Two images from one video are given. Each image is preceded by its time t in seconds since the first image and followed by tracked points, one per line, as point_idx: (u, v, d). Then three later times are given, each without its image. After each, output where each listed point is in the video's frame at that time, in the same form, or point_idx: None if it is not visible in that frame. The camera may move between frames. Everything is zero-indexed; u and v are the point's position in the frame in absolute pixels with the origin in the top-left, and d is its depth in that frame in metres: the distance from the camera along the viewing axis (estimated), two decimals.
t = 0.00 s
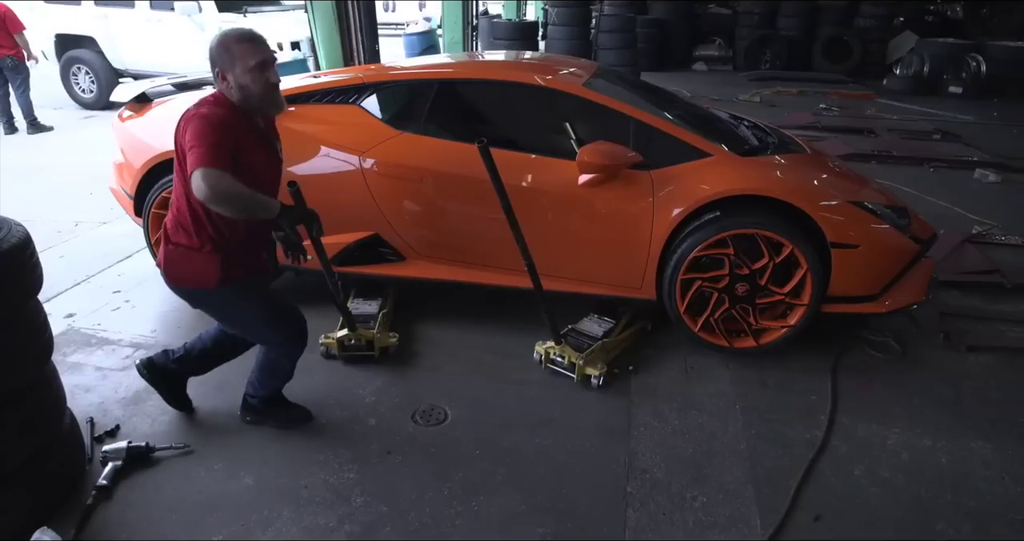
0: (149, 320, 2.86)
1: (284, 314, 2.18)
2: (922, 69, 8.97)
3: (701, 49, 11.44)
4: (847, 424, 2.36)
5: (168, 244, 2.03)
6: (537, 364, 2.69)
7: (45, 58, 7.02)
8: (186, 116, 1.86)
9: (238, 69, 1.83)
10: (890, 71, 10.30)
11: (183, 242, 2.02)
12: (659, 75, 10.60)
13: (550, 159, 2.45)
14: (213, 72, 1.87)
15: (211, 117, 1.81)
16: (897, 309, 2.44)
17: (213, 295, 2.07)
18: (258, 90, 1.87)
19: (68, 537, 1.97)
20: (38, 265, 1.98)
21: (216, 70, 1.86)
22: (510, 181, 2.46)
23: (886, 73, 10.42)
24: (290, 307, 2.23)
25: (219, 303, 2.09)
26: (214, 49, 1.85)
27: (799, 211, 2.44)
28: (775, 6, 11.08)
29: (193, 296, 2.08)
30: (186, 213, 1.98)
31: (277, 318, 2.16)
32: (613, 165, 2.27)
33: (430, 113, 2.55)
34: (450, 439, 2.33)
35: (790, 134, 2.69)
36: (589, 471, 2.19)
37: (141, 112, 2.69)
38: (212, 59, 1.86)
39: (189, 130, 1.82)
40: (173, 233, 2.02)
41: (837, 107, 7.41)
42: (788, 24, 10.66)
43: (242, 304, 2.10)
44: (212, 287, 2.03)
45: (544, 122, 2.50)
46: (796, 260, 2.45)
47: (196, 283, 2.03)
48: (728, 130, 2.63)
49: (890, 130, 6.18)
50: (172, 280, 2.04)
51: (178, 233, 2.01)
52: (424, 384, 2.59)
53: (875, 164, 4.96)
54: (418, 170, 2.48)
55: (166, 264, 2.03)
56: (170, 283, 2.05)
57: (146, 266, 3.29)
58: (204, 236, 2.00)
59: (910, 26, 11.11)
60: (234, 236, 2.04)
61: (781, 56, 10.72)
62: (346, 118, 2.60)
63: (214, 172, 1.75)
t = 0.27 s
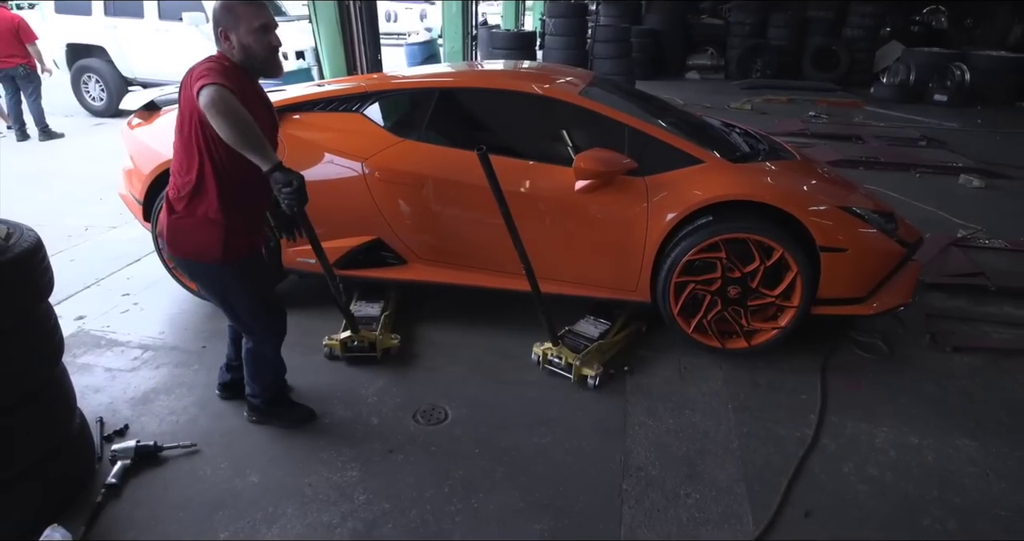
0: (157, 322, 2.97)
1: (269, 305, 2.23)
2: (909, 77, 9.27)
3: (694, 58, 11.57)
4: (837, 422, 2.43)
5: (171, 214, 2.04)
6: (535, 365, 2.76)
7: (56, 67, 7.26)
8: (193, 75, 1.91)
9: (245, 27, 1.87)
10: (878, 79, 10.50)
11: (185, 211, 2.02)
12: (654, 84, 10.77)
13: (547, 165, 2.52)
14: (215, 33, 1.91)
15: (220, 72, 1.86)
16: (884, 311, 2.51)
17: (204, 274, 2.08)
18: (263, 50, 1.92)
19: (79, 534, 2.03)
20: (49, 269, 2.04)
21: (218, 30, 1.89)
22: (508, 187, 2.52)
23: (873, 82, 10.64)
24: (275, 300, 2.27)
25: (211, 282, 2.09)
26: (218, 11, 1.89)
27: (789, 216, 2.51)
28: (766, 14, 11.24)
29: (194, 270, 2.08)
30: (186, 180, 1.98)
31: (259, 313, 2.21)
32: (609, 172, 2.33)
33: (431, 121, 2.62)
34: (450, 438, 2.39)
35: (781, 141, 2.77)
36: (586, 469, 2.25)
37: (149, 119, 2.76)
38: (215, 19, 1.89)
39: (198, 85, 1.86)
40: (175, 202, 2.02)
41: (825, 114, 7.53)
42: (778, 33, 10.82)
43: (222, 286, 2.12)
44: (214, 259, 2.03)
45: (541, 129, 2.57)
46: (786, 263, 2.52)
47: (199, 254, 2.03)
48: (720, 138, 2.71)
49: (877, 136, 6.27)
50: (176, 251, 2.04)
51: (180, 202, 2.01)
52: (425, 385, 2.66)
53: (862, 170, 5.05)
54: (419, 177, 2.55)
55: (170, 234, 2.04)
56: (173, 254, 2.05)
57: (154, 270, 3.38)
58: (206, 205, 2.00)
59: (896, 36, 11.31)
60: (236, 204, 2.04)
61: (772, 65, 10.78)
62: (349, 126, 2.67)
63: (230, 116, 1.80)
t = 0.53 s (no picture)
0: (163, 326, 3.04)
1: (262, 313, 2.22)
2: (893, 87, 9.43)
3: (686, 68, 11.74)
4: (824, 422, 2.50)
5: (172, 213, 2.07)
6: (531, 367, 2.84)
7: (67, 77, 7.49)
8: (194, 77, 1.95)
9: (243, 29, 1.91)
10: (862, 89, 10.74)
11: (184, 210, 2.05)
12: (647, 94, 10.93)
13: (543, 173, 2.59)
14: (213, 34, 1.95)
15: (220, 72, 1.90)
16: (870, 315, 2.59)
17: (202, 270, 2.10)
18: (261, 51, 1.96)
19: (87, 533, 2.09)
20: (58, 274, 2.10)
21: (216, 32, 1.93)
22: (505, 194, 2.59)
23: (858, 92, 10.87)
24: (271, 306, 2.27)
25: (208, 280, 2.12)
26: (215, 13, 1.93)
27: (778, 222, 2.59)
28: (756, 25, 11.43)
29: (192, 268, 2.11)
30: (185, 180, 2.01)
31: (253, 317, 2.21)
32: (603, 179, 2.40)
33: (431, 130, 2.69)
34: (449, 438, 2.46)
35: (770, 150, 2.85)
36: (581, 468, 2.32)
37: (157, 129, 2.84)
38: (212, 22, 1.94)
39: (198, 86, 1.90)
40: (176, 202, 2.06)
41: (813, 123, 7.68)
42: (767, 44, 11.02)
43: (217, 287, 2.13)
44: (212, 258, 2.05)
45: (538, 138, 2.64)
46: (775, 268, 2.59)
47: (198, 253, 2.06)
48: (710, 146, 2.79)
49: (863, 144, 6.40)
50: (176, 249, 2.07)
51: (179, 200, 2.05)
52: (424, 387, 2.73)
53: (848, 177, 5.16)
54: (419, 184, 2.63)
55: (170, 233, 2.07)
56: (174, 253, 2.08)
57: (160, 274, 3.46)
58: (204, 203, 2.02)
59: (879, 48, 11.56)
60: (234, 202, 2.07)
61: (761, 74, 11.06)
62: (351, 135, 2.75)
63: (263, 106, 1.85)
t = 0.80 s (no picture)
0: (170, 338, 3.10)
1: (251, 343, 2.10)
2: (877, 104, 9.71)
3: (677, 86, 11.99)
4: (816, 429, 2.56)
5: (184, 242, 2.06)
6: (530, 377, 2.91)
7: (79, 98, 7.68)
8: (214, 109, 1.97)
9: (266, 66, 1.95)
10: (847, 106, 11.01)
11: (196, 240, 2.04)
12: (640, 111, 11.15)
13: (540, 188, 2.66)
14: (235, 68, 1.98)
15: (241, 106, 1.93)
16: (858, 323, 2.67)
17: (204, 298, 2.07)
18: (282, 87, 2.00)
19: None
20: (68, 290, 2.16)
21: (238, 66, 1.97)
22: (504, 208, 2.66)
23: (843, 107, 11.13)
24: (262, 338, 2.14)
25: (209, 309, 2.07)
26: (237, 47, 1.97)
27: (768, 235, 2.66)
28: (745, 44, 11.70)
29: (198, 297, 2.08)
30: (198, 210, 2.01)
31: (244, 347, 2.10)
32: (598, 194, 2.46)
33: (431, 148, 2.78)
34: (450, 447, 2.51)
35: (759, 165, 2.94)
36: (580, 475, 2.37)
37: (166, 147, 2.93)
38: (234, 56, 1.97)
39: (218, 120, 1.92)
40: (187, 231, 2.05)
41: (800, 139, 7.86)
42: (755, 62, 11.28)
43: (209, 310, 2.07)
44: (221, 289, 2.03)
45: (535, 155, 2.72)
46: (766, 279, 2.66)
47: (206, 283, 2.04)
48: (701, 162, 2.89)
49: (849, 159, 6.54)
50: (185, 278, 2.05)
51: (191, 231, 2.04)
52: (426, 396, 2.79)
53: (835, 190, 5.28)
54: (419, 199, 2.71)
55: (180, 262, 2.06)
56: (183, 282, 2.06)
57: (169, 287, 3.54)
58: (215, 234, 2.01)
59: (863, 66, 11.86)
60: (245, 234, 2.06)
61: (750, 92, 11.38)
62: (354, 152, 2.84)
63: (270, 152, 1.87)
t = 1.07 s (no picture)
0: (173, 348, 3.13)
1: (265, 378, 1.95)
2: (867, 114, 9.76)
3: (671, 98, 12.16)
4: (813, 435, 2.59)
5: (179, 285, 1.88)
6: (530, 385, 2.93)
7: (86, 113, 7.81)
8: (218, 150, 1.76)
9: (281, 107, 1.75)
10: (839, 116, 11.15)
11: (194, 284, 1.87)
12: (636, 123, 11.29)
13: (538, 198, 2.70)
14: (245, 103, 1.78)
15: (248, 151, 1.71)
16: (853, 330, 2.70)
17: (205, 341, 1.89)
18: (299, 130, 1.80)
19: None
20: (72, 300, 2.19)
21: (249, 103, 1.76)
22: (502, 218, 2.69)
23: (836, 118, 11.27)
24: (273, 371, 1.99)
25: (210, 356, 1.89)
26: (251, 82, 1.76)
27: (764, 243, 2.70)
28: (738, 56, 11.88)
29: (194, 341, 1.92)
30: (196, 255, 1.83)
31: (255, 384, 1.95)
32: (595, 203, 2.48)
33: (430, 159, 2.82)
34: (450, 456, 2.53)
35: (753, 175, 2.99)
36: (579, 483, 2.39)
37: (170, 160, 2.98)
38: (246, 91, 1.76)
39: (221, 164, 1.70)
40: (183, 273, 1.87)
41: (793, 149, 7.96)
42: (747, 75, 11.44)
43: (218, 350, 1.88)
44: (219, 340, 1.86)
45: (533, 166, 2.75)
46: (762, 287, 2.70)
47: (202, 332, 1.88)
48: (696, 172, 2.94)
49: (841, 168, 6.61)
50: (180, 324, 1.88)
51: (187, 274, 1.86)
52: (426, 405, 2.81)
53: (827, 199, 5.34)
54: (419, 210, 2.75)
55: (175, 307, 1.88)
56: (177, 327, 1.89)
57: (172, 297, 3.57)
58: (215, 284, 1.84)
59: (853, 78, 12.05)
60: (247, 285, 1.88)
61: (743, 104, 11.57)
62: (355, 163, 2.88)
63: (274, 249, 1.66)
